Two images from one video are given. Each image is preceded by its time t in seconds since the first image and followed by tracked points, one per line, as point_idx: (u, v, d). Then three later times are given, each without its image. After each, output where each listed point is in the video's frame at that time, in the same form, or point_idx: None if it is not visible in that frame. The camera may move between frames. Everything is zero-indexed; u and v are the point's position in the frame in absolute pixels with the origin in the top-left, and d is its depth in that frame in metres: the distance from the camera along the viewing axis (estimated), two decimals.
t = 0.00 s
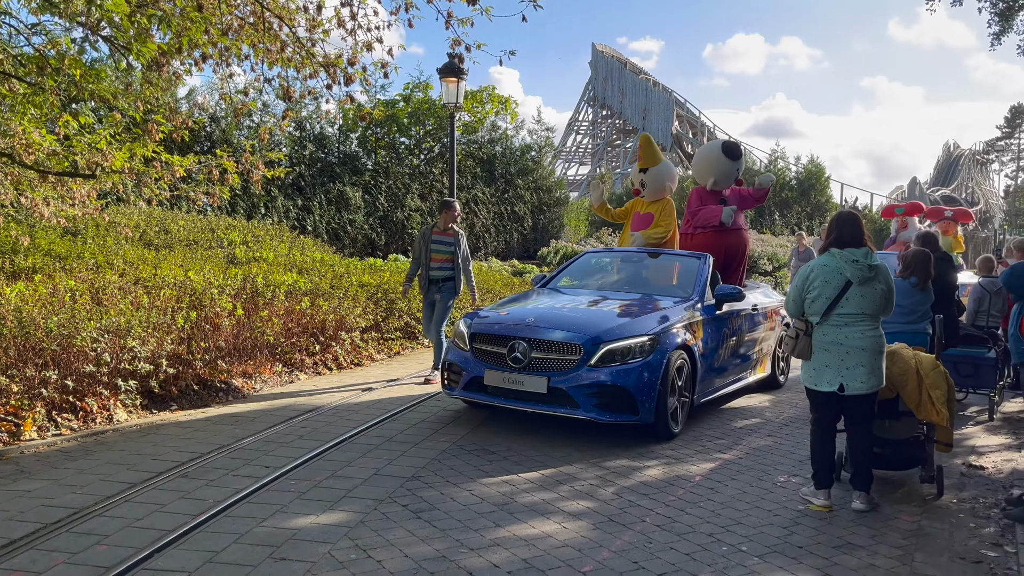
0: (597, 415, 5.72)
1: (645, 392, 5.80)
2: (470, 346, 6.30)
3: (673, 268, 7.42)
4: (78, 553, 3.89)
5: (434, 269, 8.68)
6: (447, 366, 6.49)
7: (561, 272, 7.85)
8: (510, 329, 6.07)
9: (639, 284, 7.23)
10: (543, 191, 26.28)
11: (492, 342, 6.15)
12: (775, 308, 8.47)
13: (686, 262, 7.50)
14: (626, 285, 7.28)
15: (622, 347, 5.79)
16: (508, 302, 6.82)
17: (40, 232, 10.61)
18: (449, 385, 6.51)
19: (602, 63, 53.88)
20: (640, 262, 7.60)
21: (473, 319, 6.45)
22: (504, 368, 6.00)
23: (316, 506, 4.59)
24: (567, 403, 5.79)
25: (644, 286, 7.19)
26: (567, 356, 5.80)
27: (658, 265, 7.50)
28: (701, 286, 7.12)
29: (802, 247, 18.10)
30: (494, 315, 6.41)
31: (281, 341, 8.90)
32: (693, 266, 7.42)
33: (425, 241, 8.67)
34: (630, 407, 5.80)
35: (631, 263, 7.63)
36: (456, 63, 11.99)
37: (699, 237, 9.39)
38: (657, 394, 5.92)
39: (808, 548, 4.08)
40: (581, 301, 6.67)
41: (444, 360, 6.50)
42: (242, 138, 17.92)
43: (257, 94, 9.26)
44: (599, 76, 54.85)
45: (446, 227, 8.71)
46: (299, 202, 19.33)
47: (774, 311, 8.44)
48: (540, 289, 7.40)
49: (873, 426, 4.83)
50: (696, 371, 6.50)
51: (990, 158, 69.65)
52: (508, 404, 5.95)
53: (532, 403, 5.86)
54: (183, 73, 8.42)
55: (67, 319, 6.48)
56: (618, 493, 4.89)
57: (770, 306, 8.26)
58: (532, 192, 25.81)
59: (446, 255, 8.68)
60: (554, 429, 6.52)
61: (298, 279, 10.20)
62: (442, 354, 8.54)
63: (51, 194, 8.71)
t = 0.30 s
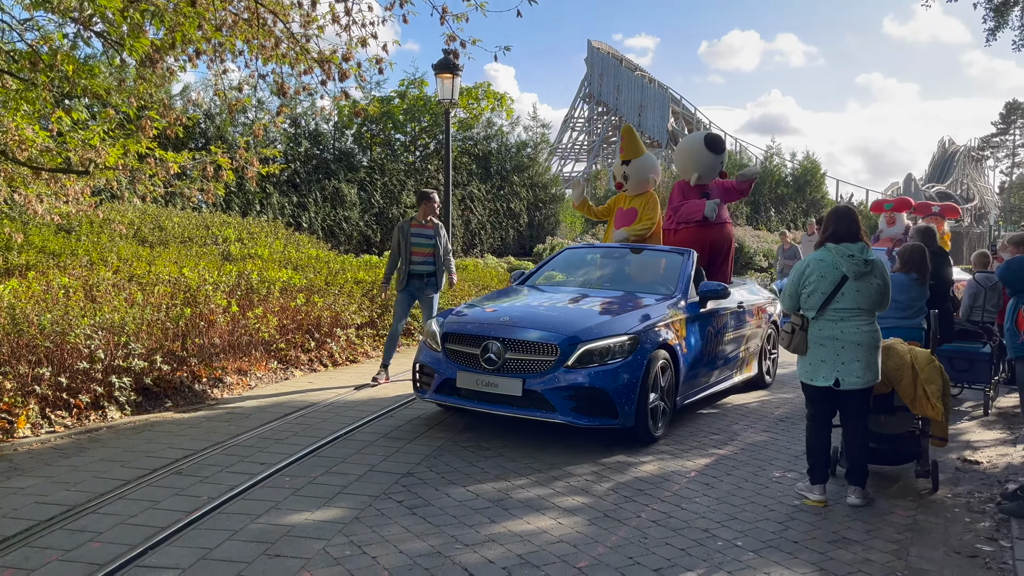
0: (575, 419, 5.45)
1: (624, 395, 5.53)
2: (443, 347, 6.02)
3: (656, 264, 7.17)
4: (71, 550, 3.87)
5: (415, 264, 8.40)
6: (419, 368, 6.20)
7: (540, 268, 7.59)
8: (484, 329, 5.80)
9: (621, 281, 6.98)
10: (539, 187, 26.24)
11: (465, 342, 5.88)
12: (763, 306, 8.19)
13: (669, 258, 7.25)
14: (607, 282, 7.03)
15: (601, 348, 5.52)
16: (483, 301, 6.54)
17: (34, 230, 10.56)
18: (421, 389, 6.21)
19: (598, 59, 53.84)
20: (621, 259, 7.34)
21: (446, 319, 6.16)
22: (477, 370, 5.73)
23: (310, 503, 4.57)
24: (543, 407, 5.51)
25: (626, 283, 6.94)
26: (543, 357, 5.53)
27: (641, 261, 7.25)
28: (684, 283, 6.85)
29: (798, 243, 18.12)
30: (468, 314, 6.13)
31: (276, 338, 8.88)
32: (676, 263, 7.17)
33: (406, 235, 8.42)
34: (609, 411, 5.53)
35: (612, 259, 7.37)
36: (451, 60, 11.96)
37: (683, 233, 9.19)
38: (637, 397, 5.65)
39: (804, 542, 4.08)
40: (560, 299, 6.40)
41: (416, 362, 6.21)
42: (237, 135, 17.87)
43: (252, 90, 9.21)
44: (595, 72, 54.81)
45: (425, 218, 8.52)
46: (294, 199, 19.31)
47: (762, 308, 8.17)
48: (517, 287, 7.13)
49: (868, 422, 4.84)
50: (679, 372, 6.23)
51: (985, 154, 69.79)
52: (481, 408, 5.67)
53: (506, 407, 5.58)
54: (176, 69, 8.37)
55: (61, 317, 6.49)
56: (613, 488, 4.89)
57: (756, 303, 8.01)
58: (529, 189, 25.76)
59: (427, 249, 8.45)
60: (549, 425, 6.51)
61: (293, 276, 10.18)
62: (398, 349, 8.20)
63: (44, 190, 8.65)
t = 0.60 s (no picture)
0: (554, 423, 5.15)
1: (606, 397, 5.24)
2: (416, 347, 5.69)
3: (643, 260, 6.89)
4: (71, 544, 3.86)
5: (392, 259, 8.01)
6: (391, 370, 5.86)
7: (522, 265, 7.28)
8: (459, 328, 5.48)
9: (608, 277, 6.68)
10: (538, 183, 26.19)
11: (439, 342, 5.55)
12: (752, 302, 7.89)
13: (654, 254, 6.97)
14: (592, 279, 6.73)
15: (581, 347, 5.22)
16: (460, 299, 6.22)
17: (32, 225, 10.53)
18: (394, 391, 5.88)
19: (597, 55, 53.73)
20: (606, 255, 7.05)
21: (419, 318, 5.84)
22: (452, 371, 5.40)
23: (309, 497, 4.57)
24: (520, 410, 5.21)
25: (611, 280, 6.65)
26: (521, 358, 5.22)
27: (626, 257, 6.97)
28: (671, 280, 6.55)
29: (796, 238, 18.13)
30: (443, 312, 5.80)
31: (276, 333, 8.87)
32: (663, 259, 6.89)
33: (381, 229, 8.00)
34: (590, 414, 5.24)
35: (597, 255, 7.08)
36: (450, 54, 11.92)
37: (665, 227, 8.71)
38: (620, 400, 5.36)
39: (804, 536, 4.08)
40: (541, 297, 6.09)
41: (388, 363, 5.88)
42: (235, 130, 17.84)
43: (250, 85, 9.18)
44: (594, 68, 54.71)
45: (400, 213, 8.18)
46: (292, 195, 19.29)
47: (752, 305, 7.87)
48: (496, 285, 6.82)
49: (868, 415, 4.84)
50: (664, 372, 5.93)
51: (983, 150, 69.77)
52: (455, 411, 5.34)
53: (482, 410, 5.27)
54: (175, 64, 8.34)
55: (59, 312, 6.51)
56: (613, 482, 4.89)
57: (746, 300, 7.71)
58: (528, 185, 25.72)
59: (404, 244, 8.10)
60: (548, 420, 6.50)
61: (292, 271, 10.18)
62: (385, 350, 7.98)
63: (43, 185, 8.60)
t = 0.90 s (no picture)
0: (533, 428, 4.89)
1: (588, 401, 4.98)
2: (389, 348, 5.40)
3: (629, 255, 6.59)
4: (72, 537, 3.87)
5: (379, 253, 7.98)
6: (364, 371, 5.57)
7: (504, 260, 6.97)
8: (434, 327, 5.19)
9: (595, 271, 6.39)
10: (539, 178, 26.15)
11: (413, 342, 5.27)
12: (745, 300, 7.60)
13: (642, 247, 6.67)
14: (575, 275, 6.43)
15: (561, 348, 4.95)
16: (438, 296, 5.93)
17: (33, 220, 10.52)
18: (367, 393, 5.60)
19: (599, 51, 53.61)
20: (592, 248, 6.74)
21: (393, 316, 5.55)
22: (426, 374, 5.12)
23: (310, 491, 4.57)
24: (498, 415, 4.94)
25: (596, 275, 6.36)
26: (498, 359, 4.95)
27: (612, 252, 6.67)
28: (659, 275, 6.26)
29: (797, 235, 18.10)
30: (418, 311, 5.51)
31: (276, 328, 8.87)
32: (652, 252, 6.59)
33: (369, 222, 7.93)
34: (571, 419, 4.98)
35: (582, 250, 6.79)
36: (451, 49, 11.88)
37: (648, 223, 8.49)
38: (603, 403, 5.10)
39: (804, 530, 4.09)
40: (522, 294, 5.80)
41: (361, 364, 5.59)
42: (236, 125, 17.83)
43: (251, 80, 9.16)
44: (595, 64, 54.60)
45: (387, 206, 8.10)
46: (293, 189, 19.28)
47: (744, 303, 7.59)
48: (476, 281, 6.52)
49: (869, 410, 4.84)
50: (650, 373, 5.66)
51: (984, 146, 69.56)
52: (430, 415, 5.07)
53: (457, 415, 5.00)
54: (176, 58, 8.32)
55: (61, 306, 6.53)
56: (614, 477, 4.89)
57: (738, 297, 7.42)
58: (529, 180, 25.68)
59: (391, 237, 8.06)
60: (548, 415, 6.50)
61: (292, 266, 10.19)
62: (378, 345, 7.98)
63: (43, 180, 8.56)
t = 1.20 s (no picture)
0: (509, 436, 4.61)
1: (568, 407, 4.70)
2: (359, 350, 5.13)
3: (616, 252, 6.31)
4: (72, 531, 3.87)
5: (378, 249, 7.96)
6: (334, 375, 5.29)
7: (485, 258, 6.66)
8: (407, 329, 4.92)
9: (580, 270, 6.12)
10: (541, 174, 26.11)
11: (385, 344, 4.99)
12: (736, 299, 7.33)
13: (628, 245, 6.40)
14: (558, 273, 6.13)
15: (540, 351, 4.67)
16: (413, 296, 5.65)
17: (34, 214, 10.52)
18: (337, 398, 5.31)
19: (600, 47, 53.53)
20: (577, 246, 6.47)
21: (365, 317, 5.27)
22: (397, 378, 4.84)
23: (310, 486, 4.58)
24: (472, 422, 4.66)
25: (580, 274, 6.06)
26: (473, 362, 4.67)
27: (597, 249, 6.39)
28: (645, 274, 5.97)
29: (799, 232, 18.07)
30: (391, 312, 5.23)
31: (277, 323, 8.88)
32: (639, 250, 6.32)
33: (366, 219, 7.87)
34: (549, 426, 4.69)
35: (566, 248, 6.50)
36: (453, 45, 11.87)
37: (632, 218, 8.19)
38: (583, 410, 4.81)
39: (803, 527, 4.09)
40: (501, 294, 5.52)
41: (331, 368, 5.30)
42: (238, 120, 17.84)
43: (253, 75, 9.15)
44: (597, 59, 54.50)
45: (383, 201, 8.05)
46: (294, 184, 19.27)
47: (735, 302, 7.31)
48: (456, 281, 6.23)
49: (869, 407, 4.84)
50: (635, 377, 5.39)
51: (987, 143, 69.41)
52: (401, 422, 4.79)
53: (430, 421, 4.72)
54: (177, 53, 8.30)
55: (61, 300, 6.54)
56: (613, 474, 4.89)
57: (728, 296, 7.15)
58: (530, 176, 25.65)
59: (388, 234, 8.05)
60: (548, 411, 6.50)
61: (293, 261, 10.20)
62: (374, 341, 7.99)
63: (45, 174, 8.51)
